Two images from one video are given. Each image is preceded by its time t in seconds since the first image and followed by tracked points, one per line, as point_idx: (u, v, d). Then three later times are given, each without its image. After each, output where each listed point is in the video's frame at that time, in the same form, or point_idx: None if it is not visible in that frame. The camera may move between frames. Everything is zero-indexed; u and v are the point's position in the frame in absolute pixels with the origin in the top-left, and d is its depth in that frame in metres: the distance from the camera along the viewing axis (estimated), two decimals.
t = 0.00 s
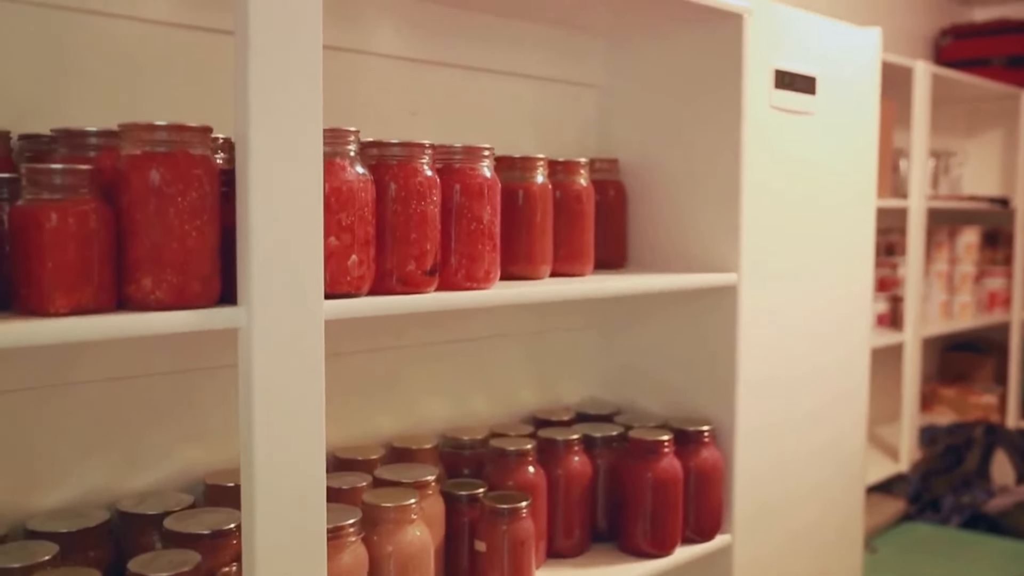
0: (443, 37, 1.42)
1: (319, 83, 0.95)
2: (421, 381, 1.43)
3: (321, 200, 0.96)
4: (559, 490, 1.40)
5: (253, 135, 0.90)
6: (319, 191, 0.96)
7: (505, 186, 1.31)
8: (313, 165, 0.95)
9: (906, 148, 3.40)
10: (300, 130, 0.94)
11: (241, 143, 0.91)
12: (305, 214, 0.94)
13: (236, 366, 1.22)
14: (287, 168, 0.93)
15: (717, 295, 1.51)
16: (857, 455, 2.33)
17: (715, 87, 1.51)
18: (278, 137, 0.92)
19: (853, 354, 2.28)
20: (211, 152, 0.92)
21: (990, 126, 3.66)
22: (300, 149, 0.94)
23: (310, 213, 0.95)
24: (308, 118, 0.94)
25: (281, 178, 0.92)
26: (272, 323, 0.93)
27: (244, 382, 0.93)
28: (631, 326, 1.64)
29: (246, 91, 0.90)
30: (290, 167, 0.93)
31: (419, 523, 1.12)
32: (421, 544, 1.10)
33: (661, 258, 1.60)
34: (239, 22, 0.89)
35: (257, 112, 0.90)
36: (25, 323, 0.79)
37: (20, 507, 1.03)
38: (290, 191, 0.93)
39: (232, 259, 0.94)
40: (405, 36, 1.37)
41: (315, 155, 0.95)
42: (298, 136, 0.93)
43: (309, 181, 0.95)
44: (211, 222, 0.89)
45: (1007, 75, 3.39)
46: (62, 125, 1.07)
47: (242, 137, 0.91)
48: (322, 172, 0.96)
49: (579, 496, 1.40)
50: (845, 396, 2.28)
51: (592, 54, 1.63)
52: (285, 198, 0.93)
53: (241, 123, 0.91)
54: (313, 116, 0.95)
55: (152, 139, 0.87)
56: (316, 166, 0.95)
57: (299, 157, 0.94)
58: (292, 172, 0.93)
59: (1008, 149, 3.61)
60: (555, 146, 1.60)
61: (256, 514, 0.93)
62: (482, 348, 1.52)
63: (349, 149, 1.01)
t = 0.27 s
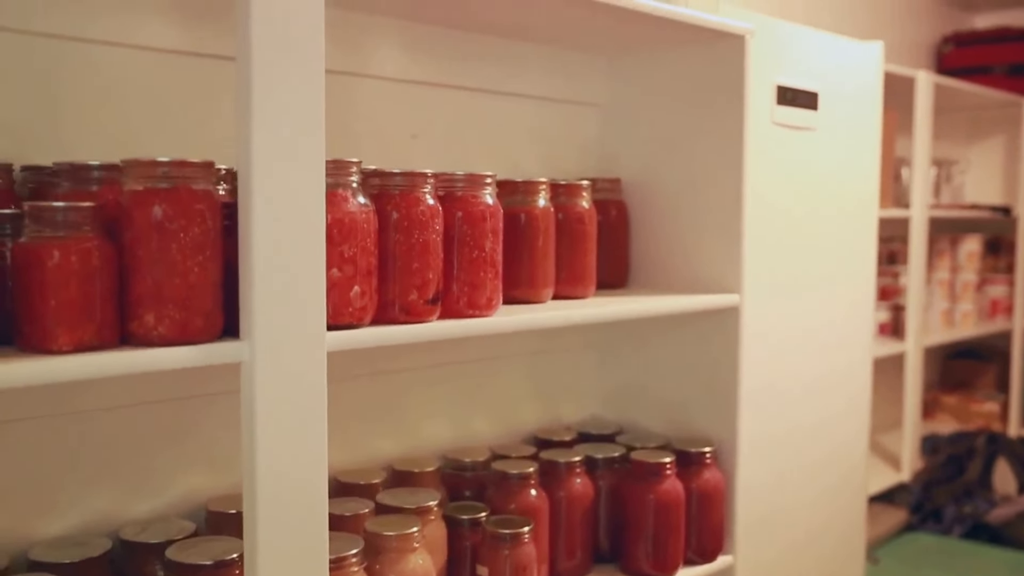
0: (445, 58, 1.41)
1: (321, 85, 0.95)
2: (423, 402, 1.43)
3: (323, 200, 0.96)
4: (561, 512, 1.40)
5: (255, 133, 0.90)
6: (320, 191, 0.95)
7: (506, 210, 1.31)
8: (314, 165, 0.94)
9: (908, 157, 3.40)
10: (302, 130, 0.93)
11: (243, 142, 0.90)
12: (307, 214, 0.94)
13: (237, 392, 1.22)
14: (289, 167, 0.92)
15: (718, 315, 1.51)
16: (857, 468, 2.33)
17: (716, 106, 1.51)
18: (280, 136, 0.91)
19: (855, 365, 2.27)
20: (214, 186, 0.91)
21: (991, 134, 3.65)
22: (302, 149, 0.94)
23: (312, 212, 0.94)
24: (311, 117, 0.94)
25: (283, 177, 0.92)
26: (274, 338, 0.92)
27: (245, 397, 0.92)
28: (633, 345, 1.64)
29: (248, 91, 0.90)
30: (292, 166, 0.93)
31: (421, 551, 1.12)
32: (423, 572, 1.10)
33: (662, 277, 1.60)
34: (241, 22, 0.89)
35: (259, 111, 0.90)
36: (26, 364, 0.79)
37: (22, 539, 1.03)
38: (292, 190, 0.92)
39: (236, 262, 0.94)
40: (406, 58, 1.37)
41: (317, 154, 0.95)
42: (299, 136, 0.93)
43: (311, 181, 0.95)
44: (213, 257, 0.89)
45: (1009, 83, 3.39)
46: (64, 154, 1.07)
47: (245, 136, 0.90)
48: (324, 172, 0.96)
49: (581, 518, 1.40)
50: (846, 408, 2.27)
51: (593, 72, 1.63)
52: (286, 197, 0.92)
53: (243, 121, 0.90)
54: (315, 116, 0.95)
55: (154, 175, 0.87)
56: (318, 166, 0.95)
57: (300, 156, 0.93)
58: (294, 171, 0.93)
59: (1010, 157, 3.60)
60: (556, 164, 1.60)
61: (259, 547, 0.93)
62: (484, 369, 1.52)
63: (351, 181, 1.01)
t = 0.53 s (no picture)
0: (446, 80, 1.42)
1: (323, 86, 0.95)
2: (424, 423, 1.44)
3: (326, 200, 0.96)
4: (562, 533, 1.40)
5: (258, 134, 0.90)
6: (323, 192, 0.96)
7: (507, 233, 1.31)
8: (316, 166, 0.95)
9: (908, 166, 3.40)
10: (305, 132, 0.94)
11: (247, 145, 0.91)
12: (308, 215, 0.94)
13: (239, 416, 1.22)
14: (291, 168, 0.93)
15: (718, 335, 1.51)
16: (858, 481, 2.32)
17: (717, 126, 1.51)
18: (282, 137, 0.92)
19: (856, 377, 2.27)
20: (216, 219, 0.92)
21: (992, 140, 3.65)
22: (303, 150, 0.94)
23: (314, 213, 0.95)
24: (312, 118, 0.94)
25: (287, 179, 0.92)
26: (276, 370, 0.92)
27: (247, 430, 0.92)
28: (634, 364, 1.64)
29: (251, 93, 0.90)
30: (294, 167, 0.93)
31: None
32: None
33: (663, 296, 1.60)
34: (242, 24, 0.90)
35: (262, 114, 0.90)
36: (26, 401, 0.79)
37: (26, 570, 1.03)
38: (294, 190, 0.93)
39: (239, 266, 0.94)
40: (407, 80, 1.37)
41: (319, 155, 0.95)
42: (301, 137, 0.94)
43: (313, 182, 0.95)
44: (215, 291, 0.90)
45: (1009, 91, 3.38)
46: (67, 183, 1.07)
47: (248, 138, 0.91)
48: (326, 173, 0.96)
49: (582, 539, 1.41)
50: (847, 421, 2.26)
51: (594, 91, 1.63)
52: (290, 198, 0.93)
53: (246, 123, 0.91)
54: (317, 118, 0.95)
55: (156, 210, 0.87)
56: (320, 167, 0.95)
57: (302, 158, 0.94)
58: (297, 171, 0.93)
59: (1010, 165, 3.60)
60: (557, 184, 1.60)
61: None
62: (485, 389, 1.52)
63: (353, 212, 1.01)
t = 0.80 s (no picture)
0: (448, 101, 1.42)
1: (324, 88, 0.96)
2: (426, 445, 1.44)
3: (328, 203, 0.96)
4: (564, 554, 1.40)
5: (259, 137, 0.90)
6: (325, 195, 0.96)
7: (509, 256, 1.31)
8: (318, 167, 0.95)
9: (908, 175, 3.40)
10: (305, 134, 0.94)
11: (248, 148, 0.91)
12: (310, 217, 0.94)
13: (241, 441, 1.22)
14: (292, 171, 0.93)
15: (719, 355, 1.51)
16: (858, 493, 2.32)
17: (718, 146, 1.51)
18: (284, 138, 0.92)
19: (856, 390, 2.27)
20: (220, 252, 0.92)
21: (991, 147, 3.65)
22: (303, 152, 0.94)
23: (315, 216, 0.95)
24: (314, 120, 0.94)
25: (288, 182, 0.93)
26: (279, 403, 0.92)
27: (251, 463, 0.93)
28: (635, 382, 1.64)
29: (252, 101, 0.90)
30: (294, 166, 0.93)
31: None
32: None
33: (664, 314, 1.60)
34: (244, 26, 0.90)
35: (263, 116, 0.91)
36: (30, 439, 0.79)
37: None
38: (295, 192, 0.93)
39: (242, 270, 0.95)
40: (409, 102, 1.37)
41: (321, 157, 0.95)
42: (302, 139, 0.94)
43: (315, 184, 0.95)
44: (219, 325, 0.90)
45: (1009, 99, 3.38)
46: (71, 211, 1.07)
47: (250, 141, 0.91)
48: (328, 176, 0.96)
49: (584, 560, 1.41)
50: (847, 434, 2.26)
51: (595, 109, 1.63)
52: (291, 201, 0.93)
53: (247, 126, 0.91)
54: (318, 119, 0.95)
55: (160, 246, 0.87)
56: (322, 169, 0.96)
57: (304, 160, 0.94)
58: (298, 174, 0.93)
59: (1010, 172, 3.59)
60: (558, 202, 1.60)
61: None
62: (487, 409, 1.52)
63: (356, 242, 1.01)
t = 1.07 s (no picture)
0: (450, 125, 1.42)
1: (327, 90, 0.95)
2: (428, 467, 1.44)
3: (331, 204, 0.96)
4: None
5: (262, 143, 0.90)
6: (327, 197, 0.96)
7: (511, 282, 1.31)
8: (320, 169, 0.95)
9: (909, 184, 3.40)
10: (308, 138, 0.94)
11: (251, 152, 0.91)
12: (312, 219, 0.95)
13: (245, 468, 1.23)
14: (295, 175, 0.93)
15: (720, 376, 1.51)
16: (859, 507, 2.32)
17: (719, 167, 1.51)
18: (286, 141, 0.92)
19: (857, 403, 2.27)
20: (224, 287, 0.92)
21: (993, 154, 3.61)
22: (304, 149, 0.94)
23: (318, 217, 0.95)
24: (317, 124, 0.94)
25: (291, 185, 0.93)
26: (283, 437, 0.93)
27: (255, 496, 0.93)
28: (636, 402, 1.65)
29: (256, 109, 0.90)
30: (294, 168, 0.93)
31: None
32: None
33: (666, 335, 1.60)
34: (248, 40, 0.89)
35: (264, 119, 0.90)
36: (36, 479, 0.80)
37: None
38: (297, 195, 0.93)
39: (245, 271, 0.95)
40: (412, 127, 1.37)
41: (323, 156, 0.95)
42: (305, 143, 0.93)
43: (318, 186, 0.95)
44: (223, 361, 0.90)
45: (1009, 108, 3.38)
46: (75, 242, 1.08)
47: (253, 146, 0.91)
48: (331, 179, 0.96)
49: None
50: (848, 447, 2.26)
51: (597, 129, 1.64)
52: (294, 205, 0.93)
53: (250, 129, 0.91)
54: (320, 118, 0.95)
55: (164, 283, 0.87)
56: (325, 170, 0.96)
57: (307, 162, 0.94)
58: (301, 178, 0.93)
59: (1011, 178, 3.56)
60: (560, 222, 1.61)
61: None
62: (489, 431, 1.52)
63: (360, 275, 1.02)
